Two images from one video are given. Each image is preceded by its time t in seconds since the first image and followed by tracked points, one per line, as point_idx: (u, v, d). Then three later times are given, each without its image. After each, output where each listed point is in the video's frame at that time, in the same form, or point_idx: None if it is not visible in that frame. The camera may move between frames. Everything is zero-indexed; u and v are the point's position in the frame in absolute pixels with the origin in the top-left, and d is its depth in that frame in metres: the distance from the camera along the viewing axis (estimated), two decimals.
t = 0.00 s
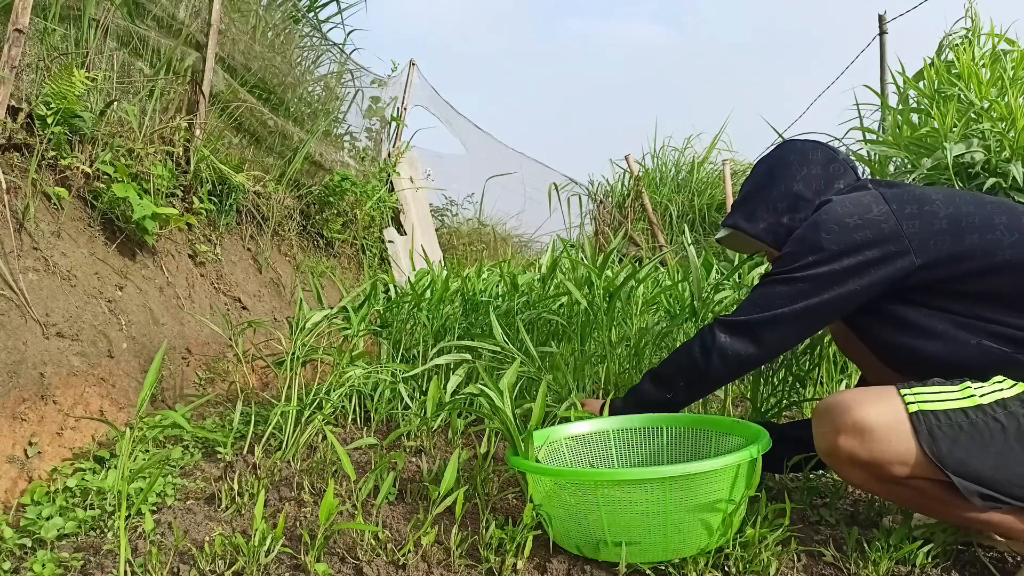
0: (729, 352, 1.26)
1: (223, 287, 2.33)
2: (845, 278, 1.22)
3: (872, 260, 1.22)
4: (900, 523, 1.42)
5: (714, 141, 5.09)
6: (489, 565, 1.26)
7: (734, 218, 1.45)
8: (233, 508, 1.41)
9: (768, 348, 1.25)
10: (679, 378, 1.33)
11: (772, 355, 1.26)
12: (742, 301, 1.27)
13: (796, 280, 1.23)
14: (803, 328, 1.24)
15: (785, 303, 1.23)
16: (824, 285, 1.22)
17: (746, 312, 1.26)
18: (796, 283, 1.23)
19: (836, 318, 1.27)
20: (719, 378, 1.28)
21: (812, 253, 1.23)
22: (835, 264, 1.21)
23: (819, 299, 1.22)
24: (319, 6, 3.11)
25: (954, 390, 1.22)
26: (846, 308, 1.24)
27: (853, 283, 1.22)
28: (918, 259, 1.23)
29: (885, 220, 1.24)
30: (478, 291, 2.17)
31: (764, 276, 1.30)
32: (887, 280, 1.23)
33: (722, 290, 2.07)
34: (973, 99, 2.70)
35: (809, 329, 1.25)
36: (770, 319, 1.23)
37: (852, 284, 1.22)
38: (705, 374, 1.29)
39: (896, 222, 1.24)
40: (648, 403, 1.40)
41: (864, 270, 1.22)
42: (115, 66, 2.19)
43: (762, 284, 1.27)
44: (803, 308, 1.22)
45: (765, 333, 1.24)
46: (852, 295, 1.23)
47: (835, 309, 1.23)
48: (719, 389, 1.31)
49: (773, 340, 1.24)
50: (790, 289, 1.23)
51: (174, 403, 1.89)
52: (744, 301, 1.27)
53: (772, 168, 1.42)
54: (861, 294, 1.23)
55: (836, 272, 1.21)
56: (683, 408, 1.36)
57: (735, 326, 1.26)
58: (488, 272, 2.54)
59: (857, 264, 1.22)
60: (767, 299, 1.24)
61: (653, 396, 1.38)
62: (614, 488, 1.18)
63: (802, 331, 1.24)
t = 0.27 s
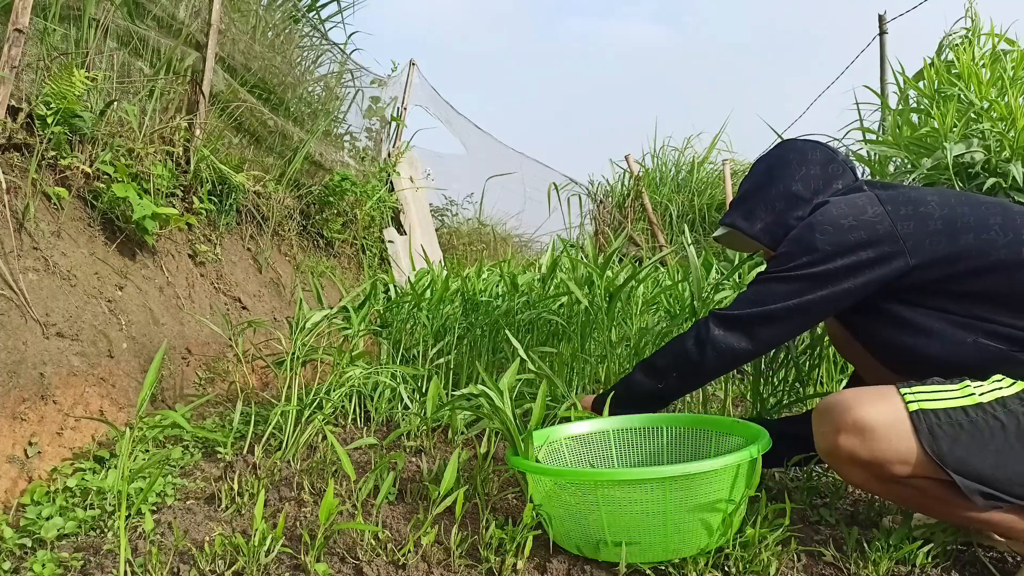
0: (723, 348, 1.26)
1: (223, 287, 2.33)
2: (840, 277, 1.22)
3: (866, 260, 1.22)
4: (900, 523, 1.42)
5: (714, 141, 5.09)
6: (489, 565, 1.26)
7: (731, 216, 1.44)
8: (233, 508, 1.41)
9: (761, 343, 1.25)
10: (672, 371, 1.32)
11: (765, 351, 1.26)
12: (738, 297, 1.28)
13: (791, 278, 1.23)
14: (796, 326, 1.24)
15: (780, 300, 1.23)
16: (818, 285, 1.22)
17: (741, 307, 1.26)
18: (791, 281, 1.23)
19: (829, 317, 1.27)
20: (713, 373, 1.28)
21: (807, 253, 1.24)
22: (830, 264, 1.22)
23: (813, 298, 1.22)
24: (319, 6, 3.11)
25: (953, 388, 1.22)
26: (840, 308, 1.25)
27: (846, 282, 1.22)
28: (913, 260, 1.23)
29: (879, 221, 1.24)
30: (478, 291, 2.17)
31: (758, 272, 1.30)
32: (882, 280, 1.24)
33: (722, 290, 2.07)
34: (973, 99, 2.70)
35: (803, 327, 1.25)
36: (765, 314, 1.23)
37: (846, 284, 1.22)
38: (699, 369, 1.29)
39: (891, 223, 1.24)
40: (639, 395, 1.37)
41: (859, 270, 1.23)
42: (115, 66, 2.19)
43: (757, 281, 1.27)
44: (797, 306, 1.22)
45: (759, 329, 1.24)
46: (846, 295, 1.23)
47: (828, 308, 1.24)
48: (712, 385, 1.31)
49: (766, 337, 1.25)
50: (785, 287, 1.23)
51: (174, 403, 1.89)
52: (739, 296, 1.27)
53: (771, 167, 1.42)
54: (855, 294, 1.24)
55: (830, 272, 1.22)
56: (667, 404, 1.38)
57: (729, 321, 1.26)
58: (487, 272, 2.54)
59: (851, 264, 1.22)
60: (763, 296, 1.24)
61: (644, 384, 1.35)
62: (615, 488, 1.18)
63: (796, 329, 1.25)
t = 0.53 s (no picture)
0: (723, 343, 1.26)
1: (223, 287, 2.32)
2: (840, 273, 1.22)
3: (867, 256, 1.22)
4: (900, 523, 1.42)
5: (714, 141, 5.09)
6: (488, 565, 1.26)
7: (732, 216, 1.45)
8: (233, 508, 1.41)
9: (762, 339, 1.25)
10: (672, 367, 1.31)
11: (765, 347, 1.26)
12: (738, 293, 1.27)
13: (791, 274, 1.23)
14: (796, 322, 1.24)
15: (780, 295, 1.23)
16: (819, 280, 1.22)
17: (741, 303, 1.26)
18: (791, 276, 1.23)
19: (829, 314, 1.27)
20: (712, 370, 1.28)
21: (807, 249, 1.24)
22: (830, 260, 1.22)
23: (813, 293, 1.22)
24: (319, 6, 3.11)
25: (952, 389, 1.22)
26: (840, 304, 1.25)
27: (847, 278, 1.22)
28: (914, 256, 1.23)
29: (880, 217, 1.24)
30: (478, 291, 2.17)
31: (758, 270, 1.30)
32: (882, 277, 1.23)
33: (722, 290, 2.07)
34: (973, 99, 2.70)
35: (802, 323, 1.25)
36: (765, 310, 1.23)
37: (847, 279, 1.22)
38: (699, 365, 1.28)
39: (892, 219, 1.24)
40: (640, 393, 1.37)
41: (860, 266, 1.22)
42: (115, 66, 2.19)
43: (757, 278, 1.27)
44: (798, 301, 1.22)
45: (759, 326, 1.24)
46: (846, 290, 1.23)
47: (829, 304, 1.24)
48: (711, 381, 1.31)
49: (766, 332, 1.24)
50: (785, 282, 1.23)
51: (174, 403, 1.89)
52: (739, 293, 1.27)
53: (771, 167, 1.42)
54: (856, 290, 1.24)
55: (830, 267, 1.22)
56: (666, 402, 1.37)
57: (729, 317, 1.26)
58: (487, 272, 2.54)
59: (852, 260, 1.22)
60: (763, 292, 1.24)
61: (642, 381, 1.35)
62: (615, 488, 1.18)
63: (796, 325, 1.24)
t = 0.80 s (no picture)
0: (728, 345, 1.26)
1: (223, 287, 2.32)
2: (846, 274, 1.22)
3: (874, 256, 1.22)
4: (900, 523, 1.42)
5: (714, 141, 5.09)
6: (489, 565, 1.26)
7: (734, 215, 1.45)
8: (233, 508, 1.41)
9: (768, 341, 1.25)
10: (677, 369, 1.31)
11: (771, 349, 1.26)
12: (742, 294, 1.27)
13: (797, 275, 1.23)
14: (803, 323, 1.24)
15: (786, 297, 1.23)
16: (826, 281, 1.22)
17: (746, 304, 1.25)
18: (797, 277, 1.23)
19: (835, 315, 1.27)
20: (718, 372, 1.28)
21: (813, 249, 1.23)
22: (836, 260, 1.22)
23: (819, 294, 1.22)
24: (319, 6, 3.11)
25: (961, 389, 1.22)
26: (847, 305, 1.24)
27: (854, 279, 1.22)
28: (921, 256, 1.23)
29: (887, 218, 1.24)
30: (478, 291, 2.17)
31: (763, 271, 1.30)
32: (889, 277, 1.23)
33: (722, 290, 2.07)
34: (973, 99, 2.71)
35: (809, 324, 1.24)
36: (771, 311, 1.23)
37: (854, 280, 1.22)
38: (705, 367, 1.28)
39: (898, 219, 1.24)
40: (647, 398, 1.37)
41: (867, 267, 1.22)
42: (115, 66, 2.19)
43: (762, 279, 1.27)
44: (805, 302, 1.22)
45: (765, 327, 1.24)
46: (853, 291, 1.23)
47: (835, 305, 1.23)
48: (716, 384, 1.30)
49: (772, 334, 1.24)
50: (790, 283, 1.23)
51: (174, 403, 1.89)
52: (745, 295, 1.27)
53: (772, 165, 1.42)
54: (863, 291, 1.23)
55: (836, 268, 1.22)
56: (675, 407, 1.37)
57: (734, 319, 1.26)
58: (487, 272, 2.54)
59: (859, 261, 1.22)
60: (768, 293, 1.24)
61: (649, 385, 1.36)
62: (615, 488, 1.18)
63: (802, 326, 1.24)
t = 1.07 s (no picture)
0: (738, 342, 1.26)
1: (223, 287, 2.32)
2: (858, 271, 1.22)
3: (886, 254, 1.22)
4: (901, 522, 1.42)
5: (714, 141, 5.09)
6: (489, 565, 1.26)
7: (744, 200, 1.43)
8: (233, 508, 1.41)
9: (779, 339, 1.25)
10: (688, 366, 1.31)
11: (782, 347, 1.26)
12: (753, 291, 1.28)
13: (808, 272, 1.23)
14: (813, 321, 1.24)
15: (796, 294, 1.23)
16: (838, 277, 1.22)
17: (756, 302, 1.26)
18: (807, 273, 1.23)
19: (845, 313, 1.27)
20: (728, 370, 1.28)
21: (825, 245, 1.23)
22: (847, 257, 1.21)
23: (830, 291, 1.22)
24: (319, 6, 3.11)
25: (973, 379, 1.23)
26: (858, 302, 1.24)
27: (866, 275, 1.22)
28: (934, 254, 1.23)
29: (899, 214, 1.23)
30: (478, 291, 2.17)
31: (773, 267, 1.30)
32: (901, 275, 1.23)
33: (722, 290, 2.07)
34: (973, 99, 2.71)
35: (819, 322, 1.24)
36: (782, 308, 1.23)
37: (866, 277, 1.22)
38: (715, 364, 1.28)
39: (911, 216, 1.23)
40: (655, 395, 1.38)
41: (878, 264, 1.22)
42: (115, 66, 2.19)
43: (772, 275, 1.27)
44: (816, 300, 1.21)
45: (776, 325, 1.24)
46: (865, 289, 1.22)
47: (847, 302, 1.23)
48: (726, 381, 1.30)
49: (783, 332, 1.24)
50: (800, 279, 1.23)
51: (174, 403, 1.89)
52: (755, 292, 1.27)
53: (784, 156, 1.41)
54: (874, 289, 1.23)
55: (848, 265, 1.21)
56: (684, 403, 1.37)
57: (744, 316, 1.26)
58: (488, 272, 2.53)
59: (872, 258, 1.21)
60: (778, 290, 1.25)
61: (658, 382, 1.36)
62: (615, 488, 1.18)
63: (813, 324, 1.24)
